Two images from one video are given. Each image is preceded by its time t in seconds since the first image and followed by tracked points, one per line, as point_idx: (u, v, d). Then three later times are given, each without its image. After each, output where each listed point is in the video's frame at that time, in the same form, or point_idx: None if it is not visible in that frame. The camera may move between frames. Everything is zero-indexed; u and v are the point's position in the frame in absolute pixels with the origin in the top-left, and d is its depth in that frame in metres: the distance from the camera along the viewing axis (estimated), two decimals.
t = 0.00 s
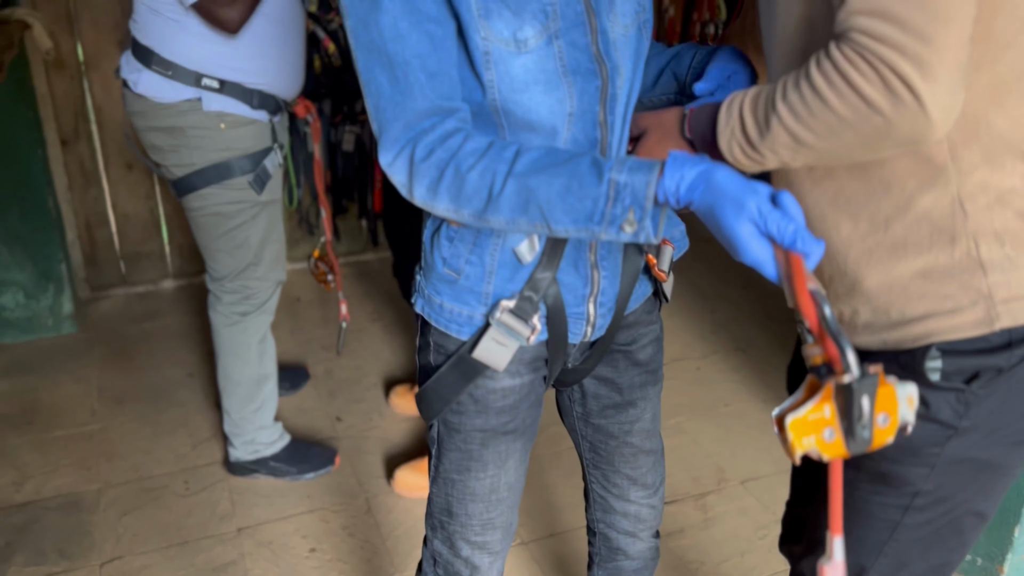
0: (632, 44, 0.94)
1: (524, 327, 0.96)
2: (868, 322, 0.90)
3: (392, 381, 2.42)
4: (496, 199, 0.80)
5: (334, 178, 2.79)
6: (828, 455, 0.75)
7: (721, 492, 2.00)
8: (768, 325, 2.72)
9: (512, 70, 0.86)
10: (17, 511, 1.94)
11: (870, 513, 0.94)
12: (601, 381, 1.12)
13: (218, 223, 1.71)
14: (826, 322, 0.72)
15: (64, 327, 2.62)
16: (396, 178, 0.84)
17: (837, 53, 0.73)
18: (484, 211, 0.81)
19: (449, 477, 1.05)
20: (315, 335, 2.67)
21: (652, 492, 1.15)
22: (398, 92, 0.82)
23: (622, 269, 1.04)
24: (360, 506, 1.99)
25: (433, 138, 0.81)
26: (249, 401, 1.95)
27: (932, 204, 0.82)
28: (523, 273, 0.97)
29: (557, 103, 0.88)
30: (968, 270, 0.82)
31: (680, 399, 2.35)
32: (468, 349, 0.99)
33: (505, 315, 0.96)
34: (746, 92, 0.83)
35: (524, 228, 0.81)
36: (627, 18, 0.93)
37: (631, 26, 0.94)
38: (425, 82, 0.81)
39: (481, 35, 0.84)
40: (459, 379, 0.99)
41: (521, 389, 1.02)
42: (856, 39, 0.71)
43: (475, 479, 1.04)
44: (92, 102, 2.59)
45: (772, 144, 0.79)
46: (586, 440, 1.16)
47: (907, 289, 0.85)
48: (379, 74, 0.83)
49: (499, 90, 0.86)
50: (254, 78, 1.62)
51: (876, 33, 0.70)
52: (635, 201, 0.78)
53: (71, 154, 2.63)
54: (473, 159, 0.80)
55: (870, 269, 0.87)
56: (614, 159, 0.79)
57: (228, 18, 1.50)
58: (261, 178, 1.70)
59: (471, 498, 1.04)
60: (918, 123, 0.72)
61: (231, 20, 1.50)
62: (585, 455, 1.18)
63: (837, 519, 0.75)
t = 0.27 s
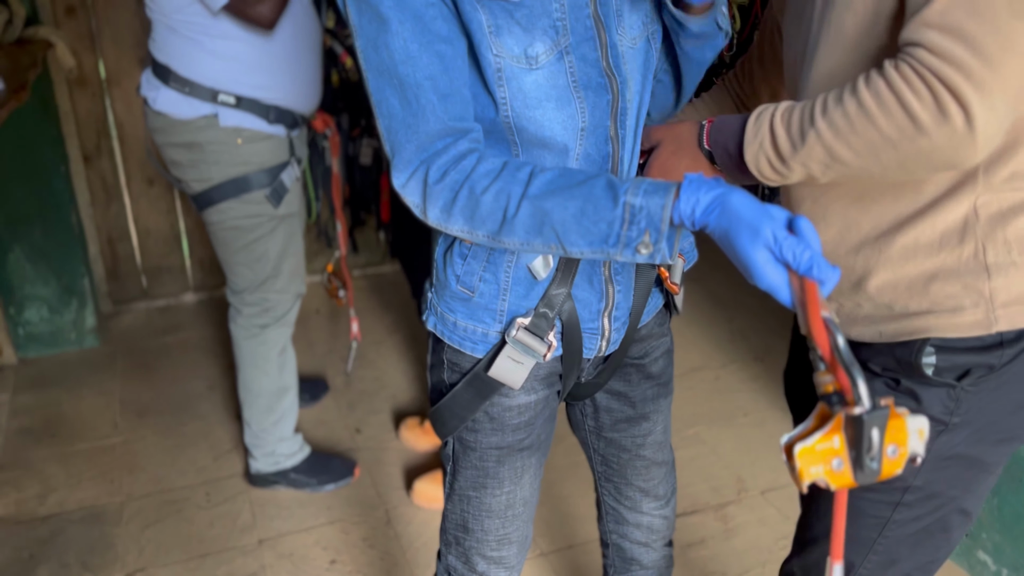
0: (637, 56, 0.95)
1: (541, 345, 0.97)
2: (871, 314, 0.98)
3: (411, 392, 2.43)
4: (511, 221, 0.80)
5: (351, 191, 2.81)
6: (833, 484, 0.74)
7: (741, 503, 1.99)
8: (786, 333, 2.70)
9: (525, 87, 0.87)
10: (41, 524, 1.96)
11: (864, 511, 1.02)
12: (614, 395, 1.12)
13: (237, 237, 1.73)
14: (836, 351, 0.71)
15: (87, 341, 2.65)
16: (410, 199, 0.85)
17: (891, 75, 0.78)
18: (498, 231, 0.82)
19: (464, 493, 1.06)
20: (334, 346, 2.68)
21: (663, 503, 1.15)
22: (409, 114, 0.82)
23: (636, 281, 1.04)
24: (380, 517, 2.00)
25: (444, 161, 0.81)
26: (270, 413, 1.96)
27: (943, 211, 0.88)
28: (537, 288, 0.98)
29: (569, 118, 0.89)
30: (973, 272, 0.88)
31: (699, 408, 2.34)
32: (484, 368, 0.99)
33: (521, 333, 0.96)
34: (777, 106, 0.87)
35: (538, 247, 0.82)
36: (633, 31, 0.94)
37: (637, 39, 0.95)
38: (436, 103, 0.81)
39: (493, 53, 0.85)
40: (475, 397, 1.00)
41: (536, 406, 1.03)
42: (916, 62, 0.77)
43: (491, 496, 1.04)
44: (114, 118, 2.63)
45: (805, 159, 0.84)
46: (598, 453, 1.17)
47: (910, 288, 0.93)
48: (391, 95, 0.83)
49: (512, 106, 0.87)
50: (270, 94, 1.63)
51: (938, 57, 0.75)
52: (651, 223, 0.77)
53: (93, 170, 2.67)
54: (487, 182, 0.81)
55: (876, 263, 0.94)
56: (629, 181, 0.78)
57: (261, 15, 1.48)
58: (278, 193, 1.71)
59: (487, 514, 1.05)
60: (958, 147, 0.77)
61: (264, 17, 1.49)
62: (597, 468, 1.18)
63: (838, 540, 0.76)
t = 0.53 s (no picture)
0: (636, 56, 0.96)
1: (541, 350, 0.96)
2: (888, 314, 0.99)
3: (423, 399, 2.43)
4: (512, 237, 0.81)
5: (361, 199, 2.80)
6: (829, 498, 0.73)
7: (756, 508, 1.98)
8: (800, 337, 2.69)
9: (524, 99, 0.87)
10: (55, 532, 1.97)
11: (882, 510, 1.03)
12: (620, 402, 1.11)
13: (248, 245, 1.74)
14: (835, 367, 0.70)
15: (101, 350, 2.66)
16: (415, 215, 0.86)
17: (916, 97, 0.80)
18: (501, 246, 0.83)
19: (469, 498, 1.06)
20: (346, 353, 2.69)
21: (672, 509, 1.15)
22: (410, 132, 0.83)
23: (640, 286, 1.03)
24: (392, 524, 1.99)
25: (445, 178, 0.82)
26: (283, 421, 1.96)
27: (964, 219, 0.89)
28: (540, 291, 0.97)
29: (571, 126, 0.90)
30: (991, 277, 0.89)
31: (712, 413, 2.33)
32: (486, 371, 0.99)
33: (521, 337, 0.96)
34: (792, 122, 0.90)
35: (540, 260, 0.83)
36: (632, 30, 0.94)
37: (636, 38, 0.95)
38: (436, 121, 0.82)
39: (490, 66, 0.85)
40: (477, 401, 1.00)
41: (541, 412, 1.02)
42: (942, 86, 0.79)
43: (495, 500, 1.04)
44: (126, 128, 2.64)
45: (818, 175, 0.86)
46: (605, 459, 1.16)
47: (932, 288, 0.93)
48: (391, 114, 0.84)
49: (512, 119, 0.88)
50: (278, 102, 1.63)
51: (964, 83, 0.77)
52: (649, 237, 0.78)
53: (106, 180, 2.69)
54: (487, 199, 0.81)
55: (895, 265, 0.95)
56: (627, 195, 0.79)
57: (263, 18, 1.50)
58: (288, 200, 1.72)
59: (491, 519, 1.05)
60: (974, 174, 0.79)
61: (264, 20, 1.51)
62: (604, 474, 1.17)
63: (810, 527, 0.83)
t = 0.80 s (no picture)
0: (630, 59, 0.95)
1: (535, 346, 0.98)
2: (915, 322, 0.99)
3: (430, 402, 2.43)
4: (502, 259, 0.82)
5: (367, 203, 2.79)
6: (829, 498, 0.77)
7: (764, 510, 1.96)
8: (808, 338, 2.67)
9: (515, 121, 0.88)
10: (63, 538, 1.97)
11: (919, 518, 1.02)
12: (617, 395, 1.11)
13: (255, 250, 1.74)
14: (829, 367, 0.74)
15: (108, 356, 2.67)
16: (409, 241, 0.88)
17: (910, 100, 0.80)
18: (493, 267, 0.84)
19: (464, 486, 1.06)
20: (353, 357, 2.69)
21: (669, 503, 1.14)
22: (400, 164, 0.84)
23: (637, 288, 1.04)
24: (400, 528, 1.99)
25: (434, 208, 0.83)
26: (290, 425, 1.96)
27: (993, 228, 0.89)
28: (535, 289, 0.99)
29: (565, 143, 0.91)
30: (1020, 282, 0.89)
31: (721, 415, 2.32)
32: (481, 363, 1.01)
33: (515, 334, 0.98)
34: (785, 122, 0.91)
35: (532, 278, 0.84)
36: (625, 31, 0.93)
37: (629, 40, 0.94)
38: (424, 153, 0.82)
39: (478, 94, 0.85)
40: (473, 392, 1.01)
41: (534, 405, 1.03)
42: (939, 89, 0.79)
43: (490, 490, 1.05)
44: (132, 134, 2.65)
45: (810, 176, 0.87)
46: (603, 452, 1.15)
47: (961, 295, 0.93)
48: (381, 145, 0.85)
49: (504, 141, 0.88)
50: (274, 108, 1.62)
51: (960, 87, 0.77)
52: (632, 252, 0.78)
53: (112, 187, 2.69)
54: (474, 224, 0.82)
55: (923, 274, 0.95)
56: (608, 212, 0.80)
57: (255, 30, 1.48)
58: (291, 204, 1.72)
59: (486, 507, 1.05)
60: (963, 180, 0.80)
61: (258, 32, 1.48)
62: (601, 466, 1.16)
63: (819, 532, 0.81)
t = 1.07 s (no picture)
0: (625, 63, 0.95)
1: (545, 352, 0.98)
2: (910, 321, 0.99)
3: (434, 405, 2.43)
4: (507, 273, 0.83)
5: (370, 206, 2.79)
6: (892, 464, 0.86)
7: (769, 512, 1.96)
8: (812, 339, 2.67)
9: (518, 134, 0.88)
10: (68, 542, 1.97)
11: (912, 517, 1.02)
12: (619, 395, 1.11)
13: (261, 254, 1.74)
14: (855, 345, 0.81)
15: (112, 360, 2.67)
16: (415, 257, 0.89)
17: (909, 105, 0.80)
18: (499, 281, 0.85)
19: (471, 489, 1.06)
20: (356, 360, 2.69)
21: (669, 502, 1.14)
22: (402, 183, 0.85)
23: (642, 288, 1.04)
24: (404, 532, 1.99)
25: (438, 225, 0.85)
26: (294, 430, 1.96)
27: (987, 230, 0.89)
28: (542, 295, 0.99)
29: (569, 153, 0.91)
30: (1014, 282, 0.89)
31: (724, 417, 2.31)
32: (490, 368, 1.01)
33: (524, 340, 0.98)
34: (785, 127, 0.92)
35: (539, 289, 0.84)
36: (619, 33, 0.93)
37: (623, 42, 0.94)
38: (425, 173, 0.83)
39: (478, 111, 0.85)
40: (481, 398, 1.02)
41: (541, 408, 1.03)
42: (939, 94, 0.79)
43: (496, 493, 1.05)
44: (135, 139, 2.66)
45: (812, 179, 0.88)
46: (605, 452, 1.15)
47: (956, 294, 0.93)
48: (382, 164, 0.86)
49: (507, 155, 0.89)
50: (273, 113, 1.62)
51: (960, 92, 0.77)
52: (637, 258, 0.78)
53: (116, 191, 2.70)
54: (478, 239, 0.83)
55: (915, 275, 0.95)
56: (610, 220, 0.80)
57: (274, 24, 1.46)
58: (293, 207, 1.73)
59: (493, 510, 1.05)
60: (964, 185, 0.80)
61: (276, 27, 1.47)
62: (603, 466, 1.16)
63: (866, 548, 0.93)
